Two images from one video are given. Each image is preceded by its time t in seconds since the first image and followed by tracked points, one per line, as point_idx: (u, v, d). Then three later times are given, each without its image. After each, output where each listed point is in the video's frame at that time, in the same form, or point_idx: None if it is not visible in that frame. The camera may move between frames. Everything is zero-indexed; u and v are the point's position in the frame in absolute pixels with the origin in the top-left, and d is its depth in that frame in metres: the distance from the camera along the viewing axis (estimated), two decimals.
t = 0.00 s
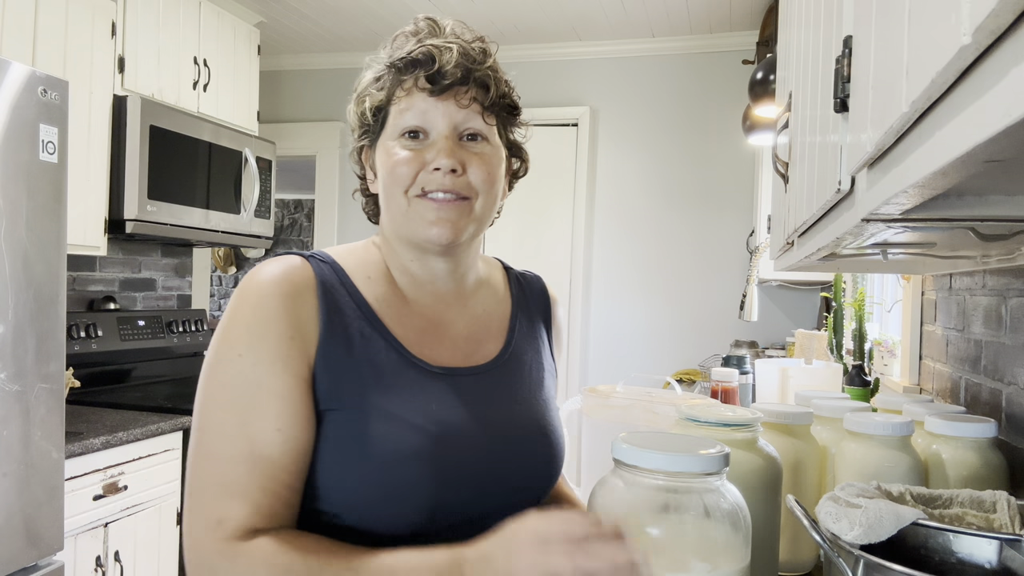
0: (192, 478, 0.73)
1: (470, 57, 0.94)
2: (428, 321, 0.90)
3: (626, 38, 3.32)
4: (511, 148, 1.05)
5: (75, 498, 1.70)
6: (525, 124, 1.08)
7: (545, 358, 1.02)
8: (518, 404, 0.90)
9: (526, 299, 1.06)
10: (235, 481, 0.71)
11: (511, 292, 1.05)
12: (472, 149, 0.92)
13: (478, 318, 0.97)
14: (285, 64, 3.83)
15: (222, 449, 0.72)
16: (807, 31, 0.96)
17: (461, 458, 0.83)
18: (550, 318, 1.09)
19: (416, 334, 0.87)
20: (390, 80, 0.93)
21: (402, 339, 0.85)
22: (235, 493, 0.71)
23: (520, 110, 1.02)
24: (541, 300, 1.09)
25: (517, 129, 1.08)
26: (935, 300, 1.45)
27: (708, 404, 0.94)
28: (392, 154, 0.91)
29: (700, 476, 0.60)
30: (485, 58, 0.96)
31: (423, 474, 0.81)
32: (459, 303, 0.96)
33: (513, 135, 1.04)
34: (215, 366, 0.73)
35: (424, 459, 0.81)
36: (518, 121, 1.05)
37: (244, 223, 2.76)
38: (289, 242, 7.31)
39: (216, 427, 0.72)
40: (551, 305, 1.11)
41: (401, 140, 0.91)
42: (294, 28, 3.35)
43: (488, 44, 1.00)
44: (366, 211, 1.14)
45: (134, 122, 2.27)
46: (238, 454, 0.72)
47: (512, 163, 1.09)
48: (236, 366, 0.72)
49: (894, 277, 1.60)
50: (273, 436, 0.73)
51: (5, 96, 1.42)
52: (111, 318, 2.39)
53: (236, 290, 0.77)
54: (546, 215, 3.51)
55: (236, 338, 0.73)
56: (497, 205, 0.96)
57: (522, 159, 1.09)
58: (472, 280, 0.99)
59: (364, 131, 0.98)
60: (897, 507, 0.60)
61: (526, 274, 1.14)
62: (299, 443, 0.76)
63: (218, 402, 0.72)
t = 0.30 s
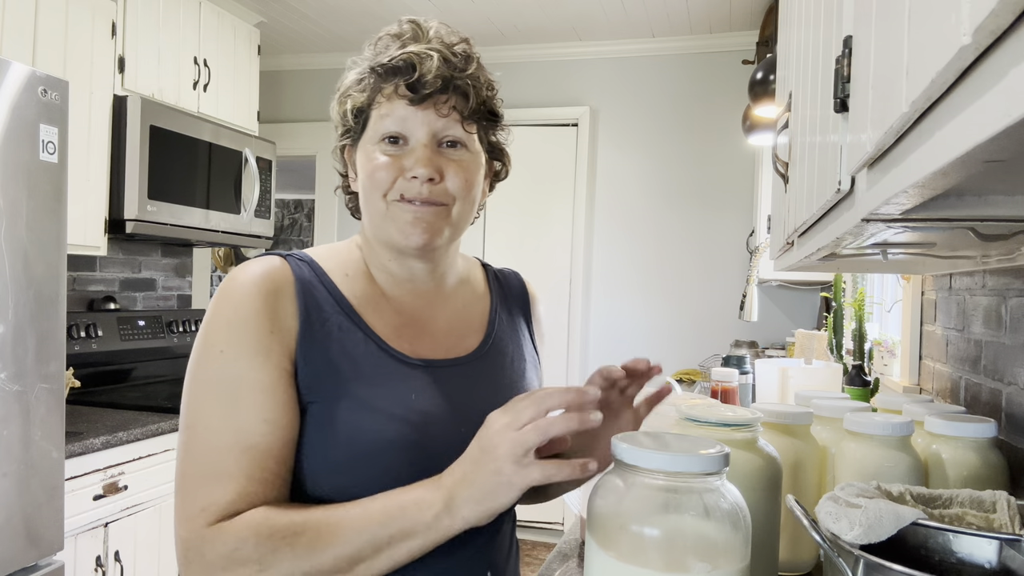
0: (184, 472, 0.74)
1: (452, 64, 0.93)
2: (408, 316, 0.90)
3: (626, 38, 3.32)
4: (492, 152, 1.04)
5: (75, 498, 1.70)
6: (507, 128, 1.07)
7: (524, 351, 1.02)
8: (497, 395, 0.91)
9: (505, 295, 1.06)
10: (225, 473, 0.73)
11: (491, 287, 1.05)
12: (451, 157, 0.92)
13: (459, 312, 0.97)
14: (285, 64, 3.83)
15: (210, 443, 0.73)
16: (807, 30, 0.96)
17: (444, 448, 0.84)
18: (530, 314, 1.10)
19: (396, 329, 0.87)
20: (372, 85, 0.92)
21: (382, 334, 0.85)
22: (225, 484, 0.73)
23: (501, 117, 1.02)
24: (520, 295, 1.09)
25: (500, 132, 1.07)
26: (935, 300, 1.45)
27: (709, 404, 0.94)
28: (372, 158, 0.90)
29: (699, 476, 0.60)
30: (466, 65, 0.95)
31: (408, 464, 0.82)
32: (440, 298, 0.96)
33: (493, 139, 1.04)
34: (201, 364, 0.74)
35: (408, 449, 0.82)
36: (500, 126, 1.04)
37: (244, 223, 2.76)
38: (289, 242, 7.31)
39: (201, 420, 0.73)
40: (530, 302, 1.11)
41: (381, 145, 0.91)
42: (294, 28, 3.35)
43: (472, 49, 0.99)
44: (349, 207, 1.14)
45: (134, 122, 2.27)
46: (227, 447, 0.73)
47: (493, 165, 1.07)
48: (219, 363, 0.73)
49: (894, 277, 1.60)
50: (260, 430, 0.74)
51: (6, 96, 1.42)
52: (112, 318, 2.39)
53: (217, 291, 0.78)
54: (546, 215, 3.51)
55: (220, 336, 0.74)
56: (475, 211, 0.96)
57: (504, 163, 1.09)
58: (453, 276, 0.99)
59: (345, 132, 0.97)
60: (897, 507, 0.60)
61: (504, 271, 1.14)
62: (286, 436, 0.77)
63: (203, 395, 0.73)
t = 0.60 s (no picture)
0: (217, 451, 0.69)
1: (438, 62, 0.93)
2: (401, 314, 0.90)
3: (625, 38, 3.32)
4: (482, 151, 1.04)
5: (75, 497, 1.70)
6: (496, 126, 1.07)
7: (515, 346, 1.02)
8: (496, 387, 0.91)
9: (494, 292, 1.07)
10: (262, 435, 0.67)
11: (483, 286, 1.06)
12: (438, 154, 0.91)
13: (452, 310, 0.97)
14: (284, 64, 3.83)
15: (240, 409, 0.68)
16: (807, 30, 0.96)
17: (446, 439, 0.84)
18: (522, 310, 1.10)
19: (391, 325, 0.87)
20: (358, 85, 0.92)
21: (379, 329, 0.85)
22: (267, 446, 0.67)
23: (489, 114, 1.02)
24: (511, 292, 1.09)
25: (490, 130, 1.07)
26: (935, 300, 1.45)
27: (709, 404, 0.94)
28: (361, 157, 0.90)
29: (699, 476, 0.60)
30: (453, 63, 0.95)
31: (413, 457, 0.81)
32: (433, 296, 0.96)
33: (484, 137, 1.03)
34: (212, 345, 0.72)
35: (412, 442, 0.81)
36: (489, 124, 1.04)
37: (244, 223, 2.76)
38: (289, 242, 7.32)
39: (226, 388, 0.69)
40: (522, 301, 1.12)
41: (369, 144, 0.91)
42: (294, 28, 3.35)
43: (459, 47, 0.99)
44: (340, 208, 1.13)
45: (134, 122, 2.27)
46: (258, 410, 0.68)
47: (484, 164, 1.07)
48: (235, 337, 0.71)
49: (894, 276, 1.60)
50: (288, 391, 0.71)
51: (6, 96, 1.42)
52: (112, 318, 2.39)
53: (215, 285, 0.76)
54: (546, 216, 3.51)
55: (227, 315, 0.73)
56: (465, 208, 0.95)
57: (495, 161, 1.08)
58: (445, 274, 1.00)
59: (335, 133, 0.97)
60: (897, 507, 0.60)
61: (493, 268, 1.13)
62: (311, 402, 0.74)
63: (223, 366, 0.70)
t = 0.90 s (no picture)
0: (227, 450, 0.69)
1: (456, 68, 0.92)
2: (406, 317, 0.91)
3: (625, 38, 3.32)
4: (491, 154, 1.04)
5: (75, 497, 1.70)
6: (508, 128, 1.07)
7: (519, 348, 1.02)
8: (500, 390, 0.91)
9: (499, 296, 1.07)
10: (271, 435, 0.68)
11: (486, 289, 1.06)
12: (452, 160, 0.91)
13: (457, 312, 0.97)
14: (285, 64, 3.83)
15: (249, 409, 0.69)
16: (807, 30, 0.96)
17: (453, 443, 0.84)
18: (524, 312, 1.11)
19: (398, 327, 0.87)
20: (375, 86, 0.91)
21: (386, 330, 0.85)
22: (276, 445, 0.67)
23: (503, 119, 1.02)
24: (514, 296, 1.10)
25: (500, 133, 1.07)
26: (935, 300, 1.45)
27: (708, 403, 0.94)
28: (375, 161, 0.90)
29: (699, 476, 0.60)
30: (471, 68, 0.94)
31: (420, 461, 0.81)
32: (438, 298, 0.96)
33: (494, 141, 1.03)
34: (219, 345, 0.72)
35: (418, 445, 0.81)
36: (501, 128, 1.04)
37: (244, 223, 2.76)
38: (289, 242, 7.32)
39: (234, 389, 0.70)
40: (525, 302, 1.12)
41: (384, 147, 0.90)
42: (294, 28, 3.35)
43: (475, 50, 0.98)
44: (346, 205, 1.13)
45: (134, 122, 2.27)
46: (266, 410, 0.69)
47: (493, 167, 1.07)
48: (243, 337, 0.71)
49: (894, 276, 1.60)
50: (295, 390, 0.71)
51: (5, 97, 1.42)
52: (112, 318, 2.39)
53: (219, 289, 0.76)
54: (546, 216, 3.51)
55: (233, 316, 0.73)
56: (475, 214, 0.96)
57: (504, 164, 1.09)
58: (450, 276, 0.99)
59: (345, 130, 0.96)
60: (897, 507, 0.60)
61: (495, 270, 1.13)
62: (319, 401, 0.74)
63: (230, 367, 0.71)
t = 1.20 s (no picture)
0: (218, 453, 0.70)
1: (451, 58, 0.93)
2: (410, 315, 0.90)
3: (625, 38, 3.32)
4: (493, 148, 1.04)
5: (75, 497, 1.69)
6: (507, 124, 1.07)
7: (525, 349, 1.02)
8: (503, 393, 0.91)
9: (505, 297, 1.07)
10: (260, 448, 0.69)
11: (491, 288, 1.05)
12: (452, 151, 0.91)
13: (462, 312, 0.97)
14: (285, 64, 3.83)
15: (241, 419, 0.70)
16: (807, 30, 0.96)
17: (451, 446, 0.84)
18: (530, 313, 1.10)
19: (400, 326, 0.87)
20: (371, 82, 0.92)
21: (387, 330, 0.85)
22: (264, 459, 0.68)
23: (502, 111, 1.02)
24: (520, 296, 1.10)
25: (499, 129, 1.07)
26: (935, 300, 1.45)
27: (708, 403, 0.94)
28: (374, 155, 0.90)
29: (699, 475, 0.60)
30: (465, 60, 0.95)
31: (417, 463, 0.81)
32: (443, 298, 0.96)
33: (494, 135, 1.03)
34: (217, 348, 0.72)
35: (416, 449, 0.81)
36: (501, 122, 1.04)
37: (244, 223, 2.76)
38: (289, 242, 7.31)
39: (227, 396, 0.71)
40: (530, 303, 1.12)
41: (382, 140, 0.91)
42: (294, 28, 3.35)
43: (469, 45, 0.99)
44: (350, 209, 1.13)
45: (134, 122, 2.27)
46: (257, 422, 0.70)
47: (495, 162, 1.07)
48: (238, 342, 0.72)
49: (894, 277, 1.60)
50: (288, 399, 0.72)
51: (5, 96, 1.42)
52: (112, 318, 2.39)
53: (220, 288, 0.77)
54: (546, 216, 3.51)
55: (232, 319, 0.73)
56: (478, 206, 0.95)
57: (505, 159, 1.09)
58: (455, 276, 0.99)
59: (347, 131, 0.97)
60: (897, 507, 0.60)
61: (501, 272, 1.13)
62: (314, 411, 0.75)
63: (225, 372, 0.71)
